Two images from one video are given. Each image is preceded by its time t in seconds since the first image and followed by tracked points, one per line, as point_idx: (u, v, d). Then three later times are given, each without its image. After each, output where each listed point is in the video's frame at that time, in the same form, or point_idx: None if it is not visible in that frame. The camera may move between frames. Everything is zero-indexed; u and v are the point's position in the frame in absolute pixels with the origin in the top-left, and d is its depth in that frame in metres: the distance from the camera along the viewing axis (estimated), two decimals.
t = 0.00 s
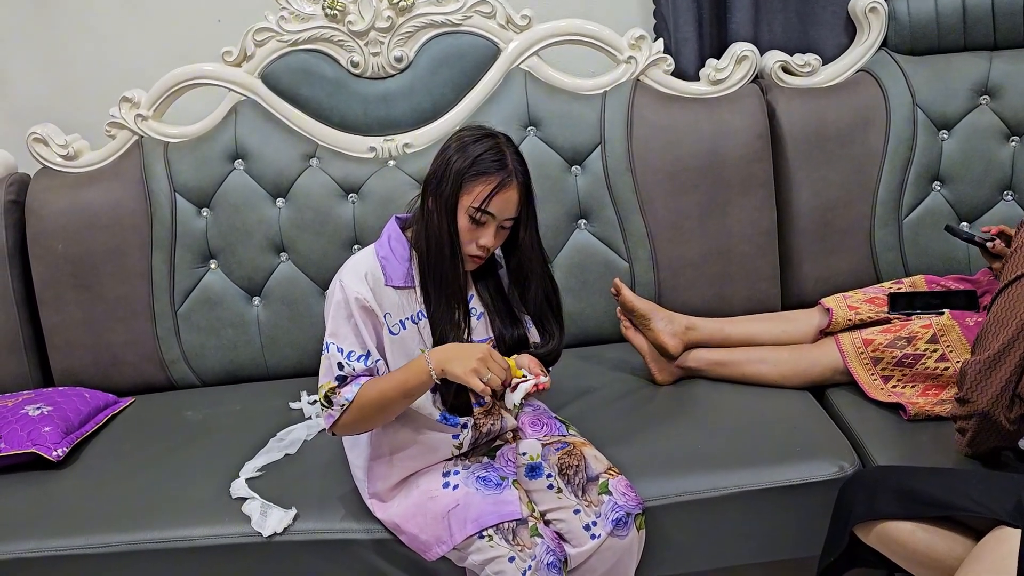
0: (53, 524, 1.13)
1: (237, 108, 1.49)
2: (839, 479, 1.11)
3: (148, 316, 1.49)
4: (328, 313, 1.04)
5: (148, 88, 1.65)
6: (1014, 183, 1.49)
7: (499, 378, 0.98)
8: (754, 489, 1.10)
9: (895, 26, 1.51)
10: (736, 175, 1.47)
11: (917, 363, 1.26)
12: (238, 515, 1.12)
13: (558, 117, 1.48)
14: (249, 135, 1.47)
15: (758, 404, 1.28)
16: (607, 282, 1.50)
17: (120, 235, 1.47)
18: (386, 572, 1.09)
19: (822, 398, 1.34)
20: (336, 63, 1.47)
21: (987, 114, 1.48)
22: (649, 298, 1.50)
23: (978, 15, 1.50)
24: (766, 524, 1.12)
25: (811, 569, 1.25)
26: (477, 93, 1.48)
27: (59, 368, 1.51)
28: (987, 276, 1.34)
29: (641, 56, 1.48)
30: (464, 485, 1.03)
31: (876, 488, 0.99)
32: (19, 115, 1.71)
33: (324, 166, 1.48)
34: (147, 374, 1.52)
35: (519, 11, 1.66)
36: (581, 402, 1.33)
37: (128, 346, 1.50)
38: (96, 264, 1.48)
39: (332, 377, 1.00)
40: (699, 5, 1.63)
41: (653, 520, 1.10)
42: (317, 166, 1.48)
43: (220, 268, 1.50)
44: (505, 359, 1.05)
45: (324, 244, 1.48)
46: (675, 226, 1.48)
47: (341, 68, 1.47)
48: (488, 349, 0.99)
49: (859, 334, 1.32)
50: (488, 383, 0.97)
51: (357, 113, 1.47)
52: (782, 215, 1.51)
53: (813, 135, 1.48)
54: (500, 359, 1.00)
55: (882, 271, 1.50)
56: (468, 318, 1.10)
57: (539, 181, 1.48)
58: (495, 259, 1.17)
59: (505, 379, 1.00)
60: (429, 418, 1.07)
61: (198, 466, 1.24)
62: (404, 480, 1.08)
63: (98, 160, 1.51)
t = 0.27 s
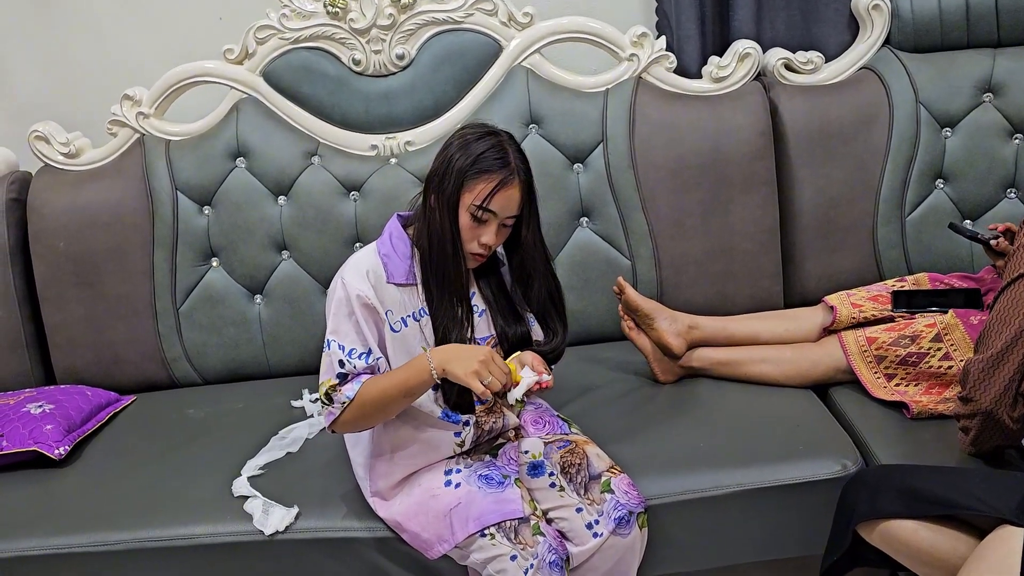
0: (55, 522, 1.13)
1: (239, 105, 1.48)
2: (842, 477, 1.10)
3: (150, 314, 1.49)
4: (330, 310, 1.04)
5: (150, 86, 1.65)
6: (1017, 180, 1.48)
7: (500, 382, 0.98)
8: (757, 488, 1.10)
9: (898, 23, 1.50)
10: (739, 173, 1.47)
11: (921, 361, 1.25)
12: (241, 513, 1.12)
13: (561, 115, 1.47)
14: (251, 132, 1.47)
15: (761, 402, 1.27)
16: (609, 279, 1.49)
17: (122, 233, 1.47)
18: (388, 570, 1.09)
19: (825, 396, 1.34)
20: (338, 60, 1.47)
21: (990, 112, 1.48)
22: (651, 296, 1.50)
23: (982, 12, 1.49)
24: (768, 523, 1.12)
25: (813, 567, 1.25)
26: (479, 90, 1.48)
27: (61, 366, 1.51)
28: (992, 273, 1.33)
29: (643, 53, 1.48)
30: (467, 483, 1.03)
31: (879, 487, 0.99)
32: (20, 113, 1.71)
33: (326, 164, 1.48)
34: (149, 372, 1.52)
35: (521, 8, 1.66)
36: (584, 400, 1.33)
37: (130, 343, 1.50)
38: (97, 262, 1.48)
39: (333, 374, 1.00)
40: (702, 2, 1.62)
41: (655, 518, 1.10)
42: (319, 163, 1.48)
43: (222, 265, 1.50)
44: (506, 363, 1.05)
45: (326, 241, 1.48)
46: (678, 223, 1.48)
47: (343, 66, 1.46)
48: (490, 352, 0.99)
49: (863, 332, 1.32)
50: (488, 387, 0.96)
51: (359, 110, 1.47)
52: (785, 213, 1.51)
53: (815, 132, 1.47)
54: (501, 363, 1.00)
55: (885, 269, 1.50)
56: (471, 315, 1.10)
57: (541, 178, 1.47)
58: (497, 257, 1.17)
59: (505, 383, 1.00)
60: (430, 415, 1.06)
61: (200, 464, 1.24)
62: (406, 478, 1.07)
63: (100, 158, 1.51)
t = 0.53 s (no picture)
0: (57, 520, 1.14)
1: (240, 104, 1.48)
2: (844, 477, 1.10)
3: (152, 313, 1.49)
4: (330, 310, 1.04)
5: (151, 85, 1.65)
6: (1020, 179, 1.48)
7: (498, 374, 0.97)
8: (759, 487, 1.10)
9: (900, 21, 1.50)
10: (741, 172, 1.47)
11: (924, 361, 1.25)
12: (242, 512, 1.12)
13: (562, 113, 1.47)
14: (252, 131, 1.47)
15: (763, 401, 1.27)
16: (611, 278, 1.49)
17: (123, 232, 1.47)
18: (389, 569, 1.09)
19: (827, 395, 1.34)
20: (339, 59, 1.46)
21: (993, 110, 1.48)
22: (653, 294, 1.50)
23: (984, 11, 1.49)
24: (770, 522, 1.12)
25: (815, 566, 1.25)
26: (481, 89, 1.48)
27: (62, 365, 1.51)
28: (994, 272, 1.33)
29: (645, 51, 1.48)
30: (469, 482, 1.03)
31: (881, 487, 0.99)
32: (22, 112, 1.71)
33: (327, 163, 1.48)
34: (150, 371, 1.52)
35: (523, 7, 1.66)
36: (585, 399, 1.33)
37: (131, 342, 1.50)
38: (99, 261, 1.48)
39: (334, 374, 1.01)
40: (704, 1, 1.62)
41: (657, 517, 1.10)
42: (321, 162, 1.48)
43: (224, 264, 1.50)
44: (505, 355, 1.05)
45: (328, 240, 1.48)
46: (680, 222, 1.47)
47: (344, 64, 1.46)
48: (486, 344, 0.99)
49: (866, 331, 1.32)
50: (486, 379, 0.96)
51: (360, 109, 1.47)
52: (787, 211, 1.50)
53: (817, 131, 1.47)
54: (499, 355, 0.99)
55: (887, 268, 1.50)
56: (472, 314, 1.10)
57: (543, 177, 1.47)
58: (499, 256, 1.17)
59: (504, 374, 1.00)
60: (433, 414, 1.07)
61: (202, 463, 1.24)
62: (408, 477, 1.07)
63: (101, 157, 1.51)
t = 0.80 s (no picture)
0: (59, 519, 1.14)
1: (241, 103, 1.48)
2: (844, 476, 1.10)
3: (153, 312, 1.49)
4: (332, 310, 1.04)
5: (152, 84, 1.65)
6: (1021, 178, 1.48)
7: (501, 380, 0.97)
8: (759, 486, 1.10)
9: (902, 20, 1.50)
10: (742, 171, 1.46)
11: (926, 360, 1.25)
12: (243, 511, 1.12)
13: (563, 112, 1.47)
14: (253, 130, 1.47)
15: (763, 400, 1.27)
16: (612, 277, 1.49)
17: (124, 231, 1.47)
18: (390, 568, 1.09)
19: (828, 394, 1.33)
20: (340, 58, 1.46)
21: (995, 109, 1.47)
22: (654, 293, 1.50)
23: (986, 9, 1.49)
24: (771, 521, 1.12)
25: (815, 565, 1.25)
26: (482, 88, 1.47)
27: (64, 363, 1.51)
28: (996, 271, 1.32)
29: (646, 50, 1.47)
30: (469, 481, 1.03)
31: (882, 486, 0.99)
32: (23, 111, 1.71)
33: (328, 162, 1.48)
34: (151, 370, 1.52)
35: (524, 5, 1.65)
36: (586, 398, 1.33)
37: (132, 341, 1.50)
38: (100, 260, 1.48)
39: (336, 374, 1.01)
40: None
41: (657, 517, 1.10)
42: (322, 161, 1.48)
43: (224, 263, 1.50)
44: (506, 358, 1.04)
45: (328, 239, 1.48)
46: (681, 221, 1.47)
47: (345, 63, 1.46)
48: (490, 349, 0.98)
49: (868, 330, 1.32)
50: (488, 384, 0.96)
51: (361, 108, 1.47)
52: (788, 210, 1.50)
53: (818, 130, 1.47)
54: (502, 359, 0.99)
55: (888, 266, 1.49)
56: (472, 314, 1.10)
57: (544, 176, 1.47)
58: (499, 255, 1.17)
59: (505, 380, 0.99)
60: (433, 414, 1.08)
61: (203, 462, 1.24)
62: (409, 476, 1.07)
63: (102, 156, 1.51)
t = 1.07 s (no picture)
0: (61, 517, 1.14)
1: (242, 102, 1.48)
2: (845, 475, 1.10)
3: (154, 311, 1.49)
4: (332, 310, 1.04)
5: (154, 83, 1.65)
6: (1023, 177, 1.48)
7: (501, 381, 0.97)
8: (760, 484, 1.10)
9: (903, 18, 1.50)
10: (743, 169, 1.46)
11: (927, 358, 1.25)
12: (245, 509, 1.12)
13: (565, 111, 1.47)
14: (254, 129, 1.47)
15: (764, 399, 1.27)
16: (613, 276, 1.49)
17: (126, 229, 1.48)
18: (391, 566, 1.09)
19: (829, 393, 1.33)
20: (341, 57, 1.46)
21: (996, 107, 1.47)
22: (655, 292, 1.50)
23: (987, 8, 1.49)
24: (772, 520, 1.12)
25: (816, 564, 1.25)
26: (483, 86, 1.48)
27: (65, 362, 1.51)
28: (997, 270, 1.32)
29: (647, 49, 1.47)
30: (470, 479, 1.03)
31: (882, 485, 0.99)
32: (25, 110, 1.71)
33: (329, 161, 1.48)
34: (153, 368, 1.52)
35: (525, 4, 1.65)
36: (587, 397, 1.33)
37: (134, 340, 1.50)
38: (101, 258, 1.48)
39: (336, 374, 1.01)
40: None
41: (658, 515, 1.10)
42: (323, 160, 1.48)
43: (226, 262, 1.50)
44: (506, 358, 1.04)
45: (329, 238, 1.48)
46: (682, 220, 1.47)
47: (346, 62, 1.46)
48: (490, 349, 0.98)
49: (869, 328, 1.32)
50: (488, 384, 0.95)
51: (362, 107, 1.47)
52: (789, 209, 1.50)
53: (819, 128, 1.47)
54: (502, 359, 0.98)
55: (889, 265, 1.49)
56: (472, 313, 1.10)
57: (545, 175, 1.47)
58: (500, 254, 1.17)
59: (506, 380, 0.99)
60: (433, 413, 1.08)
61: (204, 460, 1.24)
62: (410, 475, 1.08)
63: (104, 154, 1.51)
